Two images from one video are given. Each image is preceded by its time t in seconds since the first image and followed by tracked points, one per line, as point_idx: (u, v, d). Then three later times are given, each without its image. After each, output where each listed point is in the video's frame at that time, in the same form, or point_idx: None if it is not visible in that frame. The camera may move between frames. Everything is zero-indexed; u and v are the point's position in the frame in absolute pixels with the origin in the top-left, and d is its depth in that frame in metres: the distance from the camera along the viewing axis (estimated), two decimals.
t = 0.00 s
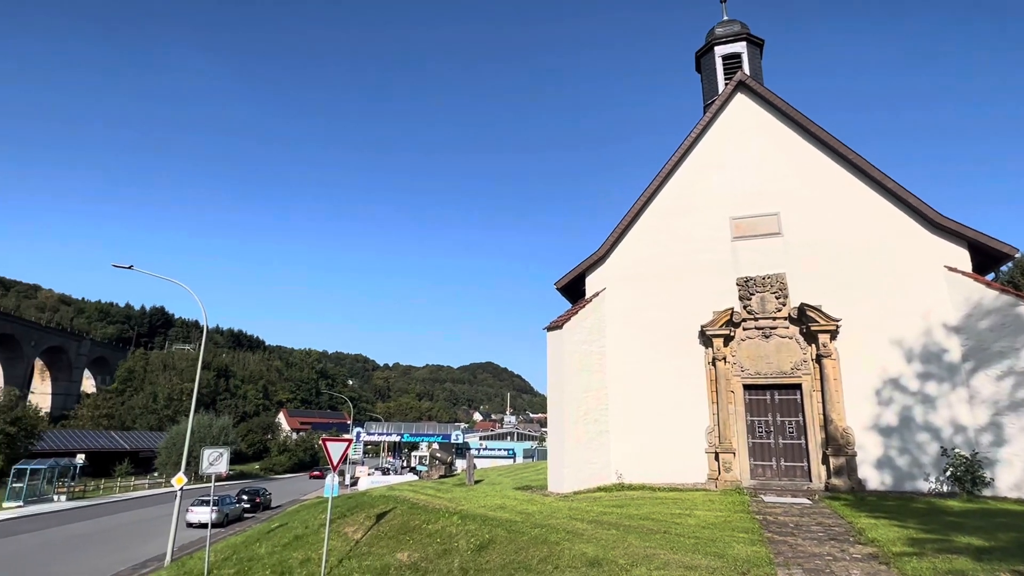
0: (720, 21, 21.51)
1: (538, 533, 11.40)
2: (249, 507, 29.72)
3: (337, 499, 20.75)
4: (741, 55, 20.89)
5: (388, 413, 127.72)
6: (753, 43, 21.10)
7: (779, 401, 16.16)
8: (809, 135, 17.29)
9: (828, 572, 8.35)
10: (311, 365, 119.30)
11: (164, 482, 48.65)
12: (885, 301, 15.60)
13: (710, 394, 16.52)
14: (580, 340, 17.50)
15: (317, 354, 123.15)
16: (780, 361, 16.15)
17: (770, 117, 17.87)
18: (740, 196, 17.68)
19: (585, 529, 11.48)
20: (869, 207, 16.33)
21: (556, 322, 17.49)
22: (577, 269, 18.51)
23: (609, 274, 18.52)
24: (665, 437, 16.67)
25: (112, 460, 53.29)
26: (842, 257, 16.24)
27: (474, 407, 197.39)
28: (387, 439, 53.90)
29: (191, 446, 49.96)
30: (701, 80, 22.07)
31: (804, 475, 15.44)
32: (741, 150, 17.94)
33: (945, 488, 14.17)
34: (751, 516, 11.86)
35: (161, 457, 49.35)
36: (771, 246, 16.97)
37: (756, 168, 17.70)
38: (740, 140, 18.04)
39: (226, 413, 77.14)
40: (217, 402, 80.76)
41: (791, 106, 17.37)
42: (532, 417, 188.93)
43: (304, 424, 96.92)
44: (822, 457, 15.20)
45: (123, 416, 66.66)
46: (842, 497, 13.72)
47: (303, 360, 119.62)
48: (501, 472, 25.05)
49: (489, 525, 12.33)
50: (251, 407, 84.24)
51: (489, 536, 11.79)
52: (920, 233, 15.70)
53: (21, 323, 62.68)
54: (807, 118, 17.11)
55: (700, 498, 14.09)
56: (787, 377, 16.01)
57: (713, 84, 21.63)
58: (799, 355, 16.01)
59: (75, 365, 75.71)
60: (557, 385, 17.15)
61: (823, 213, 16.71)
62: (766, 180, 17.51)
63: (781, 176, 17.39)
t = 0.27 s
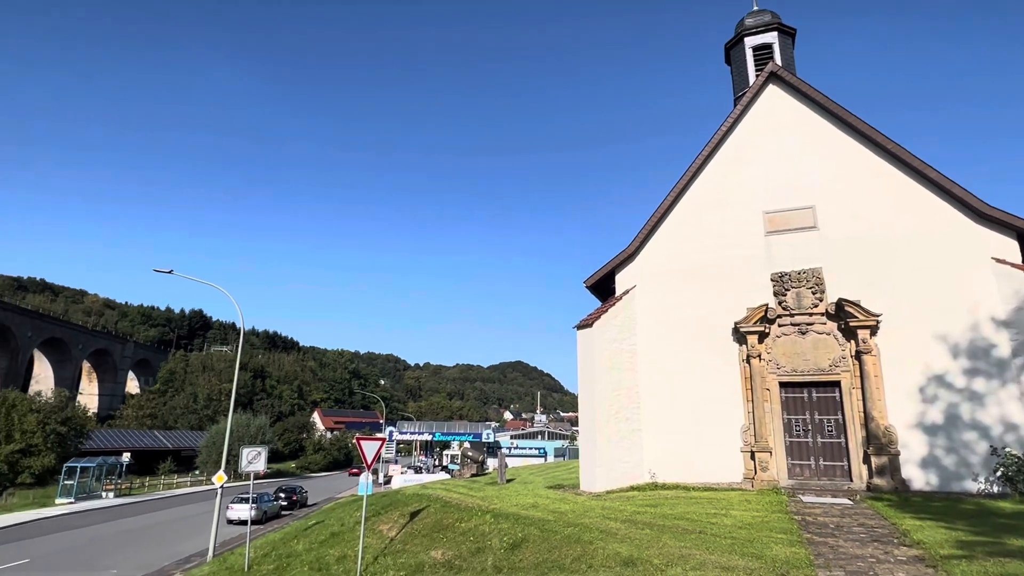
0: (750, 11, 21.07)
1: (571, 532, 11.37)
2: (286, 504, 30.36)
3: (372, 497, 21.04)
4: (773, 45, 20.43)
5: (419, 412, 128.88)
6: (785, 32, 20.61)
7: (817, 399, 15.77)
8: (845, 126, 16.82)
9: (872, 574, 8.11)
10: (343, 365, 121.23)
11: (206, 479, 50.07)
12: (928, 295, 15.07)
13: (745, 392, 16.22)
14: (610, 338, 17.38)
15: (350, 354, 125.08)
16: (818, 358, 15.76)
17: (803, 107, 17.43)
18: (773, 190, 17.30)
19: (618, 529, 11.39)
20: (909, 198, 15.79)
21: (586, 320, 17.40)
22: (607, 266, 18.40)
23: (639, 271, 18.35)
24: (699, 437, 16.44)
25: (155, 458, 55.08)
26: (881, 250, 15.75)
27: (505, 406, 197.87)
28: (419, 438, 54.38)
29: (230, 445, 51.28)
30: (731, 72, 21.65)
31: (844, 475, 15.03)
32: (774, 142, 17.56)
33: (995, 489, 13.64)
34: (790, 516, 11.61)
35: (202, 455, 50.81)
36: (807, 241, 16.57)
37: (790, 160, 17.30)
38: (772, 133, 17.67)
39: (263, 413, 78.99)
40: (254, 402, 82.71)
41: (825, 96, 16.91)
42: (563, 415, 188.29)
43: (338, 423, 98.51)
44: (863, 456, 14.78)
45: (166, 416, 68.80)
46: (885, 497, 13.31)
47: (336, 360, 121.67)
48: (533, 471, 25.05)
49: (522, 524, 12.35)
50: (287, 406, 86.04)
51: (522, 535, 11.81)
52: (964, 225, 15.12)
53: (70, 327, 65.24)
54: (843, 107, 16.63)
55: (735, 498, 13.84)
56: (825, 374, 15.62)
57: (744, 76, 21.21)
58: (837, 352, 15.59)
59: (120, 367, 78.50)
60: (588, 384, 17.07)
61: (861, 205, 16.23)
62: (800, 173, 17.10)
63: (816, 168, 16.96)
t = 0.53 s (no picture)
0: None
1: (606, 532, 11.30)
2: (323, 503, 30.95)
3: (406, 495, 21.29)
4: (806, 34, 19.93)
5: (451, 412, 129.77)
6: (819, 21, 20.08)
7: (858, 397, 15.34)
8: (883, 115, 16.31)
9: None
10: (376, 365, 122.87)
11: (245, 478, 51.35)
12: (975, 288, 14.50)
13: (782, 390, 15.86)
14: (642, 337, 17.20)
15: (382, 354, 126.70)
16: (858, 355, 15.32)
17: (839, 97, 16.96)
18: (808, 183, 16.88)
19: (654, 529, 11.27)
20: (954, 188, 15.21)
21: (617, 319, 17.26)
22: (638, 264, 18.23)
23: (671, 268, 18.12)
24: (735, 436, 16.14)
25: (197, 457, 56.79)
26: (924, 243, 15.20)
27: (536, 406, 197.77)
28: (451, 437, 54.76)
29: (268, 444, 52.52)
30: (763, 63, 21.18)
31: (888, 475, 14.59)
32: (809, 134, 17.12)
33: None
34: (831, 518, 11.32)
35: (242, 454, 52.14)
36: (845, 235, 16.10)
37: (826, 152, 16.86)
38: (806, 125, 17.23)
39: (299, 412, 80.65)
40: (290, 402, 84.52)
41: (863, 85, 16.42)
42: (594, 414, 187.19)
43: (371, 423, 99.92)
44: (908, 456, 14.30)
45: (207, 416, 70.86)
46: (932, 498, 12.87)
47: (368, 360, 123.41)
48: (566, 471, 24.99)
49: (556, 524, 12.34)
50: (321, 406, 87.67)
51: (556, 534, 11.80)
52: (1014, 214, 14.49)
53: (115, 330, 67.73)
54: (881, 96, 16.12)
55: (773, 498, 13.55)
56: (866, 371, 15.17)
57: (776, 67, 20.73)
58: (879, 348, 15.13)
59: (163, 368, 81.16)
60: (620, 383, 16.93)
61: (902, 197, 15.71)
62: (837, 165, 16.64)
63: (853, 160, 16.48)
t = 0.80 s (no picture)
0: None
1: (641, 532, 11.21)
2: (359, 500, 31.45)
3: (439, 493, 21.48)
4: (842, 21, 19.37)
5: (483, 411, 130.32)
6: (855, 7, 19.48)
7: (902, 395, 14.85)
8: (925, 103, 15.75)
9: None
10: (408, 365, 124.40)
11: (283, 476, 52.55)
12: None
13: (822, 387, 15.45)
14: (675, 335, 16.99)
15: (414, 354, 128.10)
16: (901, 351, 14.84)
17: (878, 86, 16.45)
18: (846, 174, 16.41)
19: (690, 528, 11.13)
20: (1002, 176, 14.58)
21: (650, 316, 17.07)
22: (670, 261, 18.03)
23: (704, 265, 17.85)
24: (773, 435, 15.80)
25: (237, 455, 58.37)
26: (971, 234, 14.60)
27: (568, 404, 197.06)
28: (483, 436, 54.96)
29: (305, 443, 53.60)
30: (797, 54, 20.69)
31: (935, 475, 14.08)
32: (846, 124, 16.65)
33: None
34: (875, 519, 10.99)
35: (280, 452, 53.36)
36: (886, 227, 15.59)
37: (864, 143, 16.36)
38: (843, 114, 16.76)
39: (334, 412, 82.11)
40: (325, 402, 86.14)
41: (903, 72, 15.88)
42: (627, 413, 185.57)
43: (405, 422, 101.10)
44: (957, 456, 13.76)
45: (246, 415, 72.77)
46: (983, 500, 12.36)
47: (400, 361, 125.11)
48: (599, 470, 24.84)
49: (590, 523, 12.31)
50: (356, 405, 89.11)
51: (590, 534, 11.77)
52: None
53: (158, 332, 70.11)
54: (923, 83, 15.56)
55: (814, 499, 13.22)
56: (910, 368, 14.68)
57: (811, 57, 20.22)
58: (924, 344, 14.61)
59: (204, 369, 83.68)
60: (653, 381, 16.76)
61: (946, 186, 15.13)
62: (877, 156, 16.14)
63: (894, 150, 15.96)
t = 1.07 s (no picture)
0: None
1: (677, 531, 11.09)
2: (394, 498, 31.90)
3: (473, 492, 21.61)
4: (881, 6, 18.74)
5: (515, 409, 130.60)
6: None
7: (950, 392, 14.31)
8: (971, 87, 15.11)
9: None
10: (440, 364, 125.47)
11: (321, 473, 53.62)
12: None
13: (864, 385, 15.00)
14: (709, 332, 16.71)
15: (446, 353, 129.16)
16: (949, 347, 14.28)
17: (919, 72, 15.86)
18: (887, 164, 15.88)
19: (727, 529, 10.94)
20: None
21: (683, 314, 16.84)
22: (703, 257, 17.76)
23: (738, 260, 17.51)
24: (813, 434, 15.42)
25: (276, 453, 59.81)
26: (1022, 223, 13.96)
27: (600, 402, 195.93)
28: (516, 435, 55.06)
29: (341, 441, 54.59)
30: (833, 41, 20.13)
31: (987, 476, 13.54)
32: (886, 113, 16.10)
33: None
34: (922, 521, 10.62)
35: (317, 450, 54.45)
36: (930, 218, 15.02)
37: (906, 131, 15.79)
38: (882, 102, 16.23)
39: (368, 410, 83.38)
40: (360, 400, 87.55)
41: (947, 56, 15.27)
42: (660, 411, 183.49)
43: (437, 420, 102.02)
44: (1010, 456, 13.19)
45: (284, 414, 74.49)
46: None
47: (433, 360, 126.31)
48: (633, 468, 24.61)
49: (625, 522, 12.23)
50: (389, 404, 90.34)
51: (625, 533, 11.69)
52: None
53: (200, 334, 72.33)
54: (968, 67, 14.93)
55: (857, 499, 12.84)
56: (958, 365, 14.13)
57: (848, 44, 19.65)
58: (973, 340, 14.05)
59: (243, 369, 85.99)
60: (688, 379, 16.53)
61: (995, 174, 14.50)
62: (919, 144, 15.57)
63: (938, 138, 15.36)
